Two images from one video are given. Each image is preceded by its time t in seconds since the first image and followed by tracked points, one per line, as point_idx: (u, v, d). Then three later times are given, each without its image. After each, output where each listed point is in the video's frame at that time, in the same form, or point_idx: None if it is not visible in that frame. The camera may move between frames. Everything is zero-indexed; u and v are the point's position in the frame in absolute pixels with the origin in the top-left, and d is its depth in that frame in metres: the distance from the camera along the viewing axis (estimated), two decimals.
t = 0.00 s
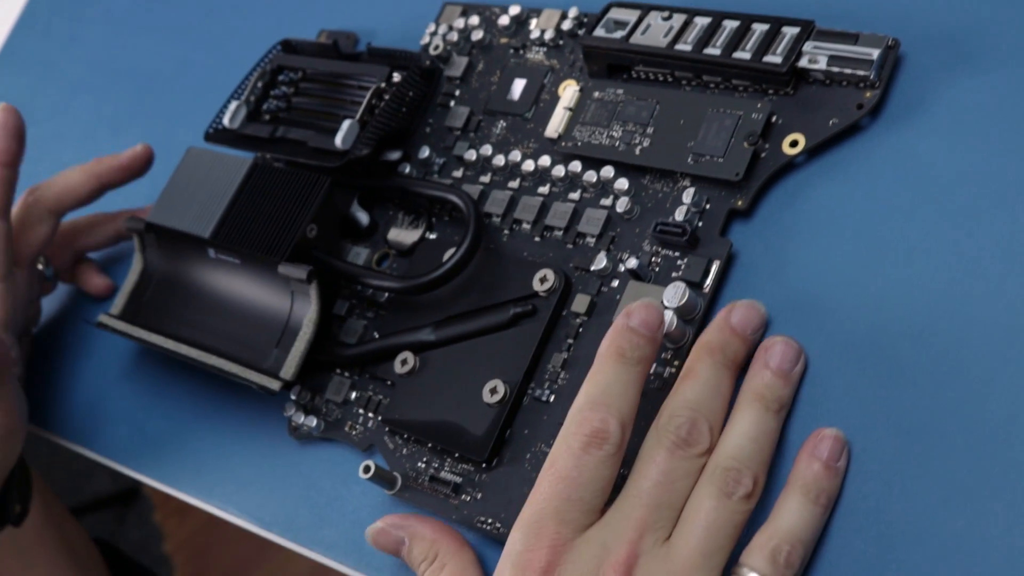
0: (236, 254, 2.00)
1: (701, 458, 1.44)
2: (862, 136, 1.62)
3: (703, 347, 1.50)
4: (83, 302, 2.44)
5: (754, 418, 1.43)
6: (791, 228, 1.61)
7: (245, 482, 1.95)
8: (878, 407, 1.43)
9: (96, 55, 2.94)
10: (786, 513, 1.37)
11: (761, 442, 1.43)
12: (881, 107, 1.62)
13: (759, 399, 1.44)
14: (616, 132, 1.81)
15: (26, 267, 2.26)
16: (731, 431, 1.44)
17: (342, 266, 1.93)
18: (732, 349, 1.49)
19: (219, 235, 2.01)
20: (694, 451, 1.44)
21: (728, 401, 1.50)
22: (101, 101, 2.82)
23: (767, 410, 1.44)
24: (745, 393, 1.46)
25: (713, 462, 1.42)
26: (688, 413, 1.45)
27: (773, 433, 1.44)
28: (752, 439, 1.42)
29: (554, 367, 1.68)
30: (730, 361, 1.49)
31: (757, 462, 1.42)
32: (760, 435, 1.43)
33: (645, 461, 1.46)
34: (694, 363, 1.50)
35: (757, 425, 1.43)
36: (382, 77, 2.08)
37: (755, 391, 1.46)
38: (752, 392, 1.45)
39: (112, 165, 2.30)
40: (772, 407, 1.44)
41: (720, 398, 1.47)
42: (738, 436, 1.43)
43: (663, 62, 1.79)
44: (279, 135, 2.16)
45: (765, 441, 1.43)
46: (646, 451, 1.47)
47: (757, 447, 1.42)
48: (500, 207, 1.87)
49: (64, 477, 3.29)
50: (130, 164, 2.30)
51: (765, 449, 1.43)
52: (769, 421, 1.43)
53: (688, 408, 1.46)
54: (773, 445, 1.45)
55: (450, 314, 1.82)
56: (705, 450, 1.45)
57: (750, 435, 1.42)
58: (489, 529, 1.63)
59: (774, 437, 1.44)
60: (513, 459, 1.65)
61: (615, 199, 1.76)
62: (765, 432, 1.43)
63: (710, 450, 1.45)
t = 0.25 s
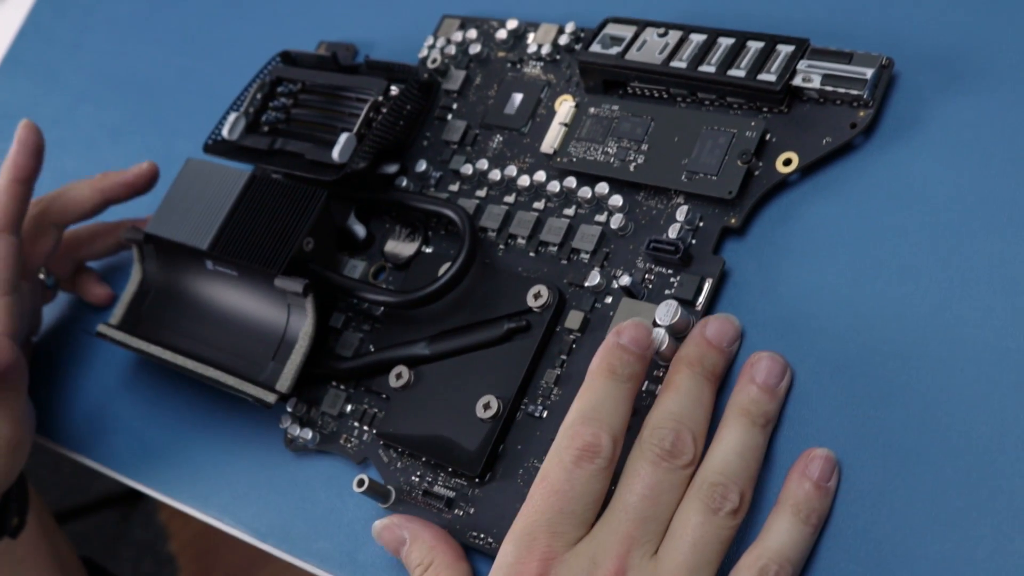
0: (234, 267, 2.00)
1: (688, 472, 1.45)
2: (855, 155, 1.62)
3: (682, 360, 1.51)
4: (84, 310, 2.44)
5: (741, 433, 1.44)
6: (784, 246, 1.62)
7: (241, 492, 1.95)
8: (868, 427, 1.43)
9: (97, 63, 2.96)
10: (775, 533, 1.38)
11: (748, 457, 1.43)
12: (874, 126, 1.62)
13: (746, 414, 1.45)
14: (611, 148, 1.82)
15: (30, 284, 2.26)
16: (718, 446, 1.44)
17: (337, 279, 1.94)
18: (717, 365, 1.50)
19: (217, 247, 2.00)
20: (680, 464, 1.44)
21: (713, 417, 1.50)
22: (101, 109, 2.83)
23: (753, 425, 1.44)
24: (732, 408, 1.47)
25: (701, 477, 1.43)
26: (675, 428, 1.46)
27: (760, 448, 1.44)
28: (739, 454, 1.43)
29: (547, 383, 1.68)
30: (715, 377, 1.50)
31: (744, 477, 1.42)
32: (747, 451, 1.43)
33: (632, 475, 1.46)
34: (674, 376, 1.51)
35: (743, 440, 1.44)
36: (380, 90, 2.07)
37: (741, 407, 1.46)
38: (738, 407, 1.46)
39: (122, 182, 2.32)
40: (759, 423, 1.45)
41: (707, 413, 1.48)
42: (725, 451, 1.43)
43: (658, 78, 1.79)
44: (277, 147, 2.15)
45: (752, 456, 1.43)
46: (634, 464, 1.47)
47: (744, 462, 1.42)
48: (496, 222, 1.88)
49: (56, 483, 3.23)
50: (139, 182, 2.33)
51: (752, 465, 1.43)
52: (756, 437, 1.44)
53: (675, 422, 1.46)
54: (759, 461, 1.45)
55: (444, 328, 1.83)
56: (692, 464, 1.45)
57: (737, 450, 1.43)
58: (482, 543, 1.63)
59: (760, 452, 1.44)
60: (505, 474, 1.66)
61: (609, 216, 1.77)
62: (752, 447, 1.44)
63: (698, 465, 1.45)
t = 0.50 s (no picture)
0: (233, 269, 2.01)
1: (681, 478, 1.45)
2: (852, 164, 1.62)
3: (676, 365, 1.51)
4: (85, 310, 2.45)
5: (731, 437, 1.44)
6: (780, 253, 1.62)
7: (238, 494, 1.96)
8: (862, 435, 1.43)
9: (101, 64, 2.97)
10: (768, 540, 1.38)
11: (739, 461, 1.43)
12: (871, 135, 1.62)
13: (736, 418, 1.45)
14: (609, 154, 1.82)
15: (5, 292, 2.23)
16: (709, 450, 1.44)
17: (335, 283, 1.95)
18: (707, 370, 1.50)
19: (216, 248, 2.00)
20: (673, 469, 1.44)
21: (704, 421, 1.50)
22: (104, 110, 2.85)
23: (743, 429, 1.44)
24: (722, 412, 1.47)
25: (692, 481, 1.43)
26: (666, 431, 1.46)
27: (751, 453, 1.44)
28: (730, 458, 1.43)
29: (542, 388, 1.69)
30: (705, 381, 1.50)
31: (736, 482, 1.42)
32: (738, 455, 1.43)
33: (625, 480, 1.46)
34: (667, 381, 1.51)
35: (734, 444, 1.44)
36: (380, 94, 2.08)
37: (731, 411, 1.47)
38: (728, 411, 1.46)
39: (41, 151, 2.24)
40: (749, 427, 1.45)
41: (698, 416, 1.48)
42: (716, 455, 1.43)
43: (656, 85, 1.80)
44: (277, 149, 2.16)
45: (743, 460, 1.43)
46: (626, 469, 1.48)
47: (735, 467, 1.42)
48: (493, 226, 1.89)
49: (57, 483, 3.22)
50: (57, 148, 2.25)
51: (743, 469, 1.43)
52: (746, 441, 1.44)
53: (666, 426, 1.47)
54: (749, 465, 1.45)
55: (441, 333, 1.83)
56: (684, 468, 1.45)
57: (728, 454, 1.43)
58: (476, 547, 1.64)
59: (751, 457, 1.45)
60: (500, 479, 1.66)
61: (606, 221, 1.77)
62: (742, 451, 1.44)
63: (689, 469, 1.45)
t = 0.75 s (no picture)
0: (232, 249, 2.02)
1: (669, 463, 1.47)
2: (846, 157, 1.64)
3: (667, 353, 1.53)
4: (86, 287, 2.47)
5: (719, 424, 1.46)
6: (772, 244, 1.63)
7: (234, 473, 1.98)
8: (848, 425, 1.45)
9: (106, 45, 2.98)
10: (753, 526, 1.40)
11: (727, 448, 1.45)
12: (865, 128, 1.64)
13: (725, 406, 1.47)
14: (605, 142, 1.84)
15: None
16: (697, 437, 1.46)
17: (332, 265, 1.97)
18: (697, 357, 1.52)
19: (217, 228, 2.00)
20: (662, 454, 1.46)
21: (693, 407, 1.52)
22: (108, 91, 2.86)
23: (732, 417, 1.46)
24: (711, 399, 1.49)
25: (679, 467, 1.45)
26: (654, 416, 1.48)
27: (738, 440, 1.46)
28: (717, 445, 1.45)
29: (534, 373, 1.71)
30: (695, 369, 1.52)
31: (722, 468, 1.44)
32: (726, 442, 1.45)
33: (613, 464, 1.49)
34: (658, 368, 1.53)
35: (722, 431, 1.46)
36: (381, 78, 2.08)
37: (720, 398, 1.48)
38: (717, 399, 1.48)
39: None
40: (737, 414, 1.47)
41: (687, 403, 1.50)
42: (704, 442, 1.45)
43: (654, 75, 1.81)
44: (279, 132, 2.18)
45: (730, 447, 1.45)
46: (615, 453, 1.50)
47: (723, 453, 1.44)
48: (490, 212, 1.91)
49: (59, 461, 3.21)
50: None
51: (731, 456, 1.45)
52: (734, 428, 1.46)
53: (655, 412, 1.49)
54: (737, 452, 1.47)
55: (436, 316, 1.85)
56: (672, 454, 1.47)
57: (715, 440, 1.45)
58: (467, 528, 1.66)
59: (738, 444, 1.47)
60: (491, 461, 1.69)
61: (601, 209, 1.78)
62: (730, 438, 1.46)
63: (677, 455, 1.47)
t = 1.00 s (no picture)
0: (234, 245, 2.04)
1: (663, 462, 1.48)
2: (843, 158, 1.65)
3: (662, 352, 1.55)
4: (90, 281, 2.49)
5: (714, 423, 1.47)
6: (769, 245, 1.65)
7: (234, 467, 2.00)
8: (841, 425, 1.47)
9: (112, 41, 3.00)
10: (748, 524, 1.41)
11: (720, 447, 1.46)
12: (862, 130, 1.65)
13: (719, 405, 1.48)
14: (605, 142, 1.85)
15: None
16: (691, 436, 1.48)
17: (333, 262, 1.98)
18: (691, 356, 1.54)
19: (219, 224, 2.03)
20: (657, 453, 1.48)
21: (688, 406, 1.54)
22: (114, 87, 2.88)
23: (726, 416, 1.48)
24: (705, 399, 1.50)
25: (674, 466, 1.46)
26: (648, 415, 1.49)
27: (732, 439, 1.48)
28: (711, 444, 1.46)
29: (532, 371, 1.72)
30: (689, 367, 1.53)
31: (716, 466, 1.45)
32: (720, 441, 1.46)
33: (608, 463, 1.50)
34: (653, 368, 1.54)
35: (716, 430, 1.47)
36: (384, 76, 2.09)
37: (715, 397, 1.50)
38: (712, 398, 1.49)
39: None
40: (731, 414, 1.48)
41: (681, 402, 1.51)
42: (698, 441, 1.47)
43: (654, 75, 1.82)
44: (282, 129, 2.19)
45: (724, 446, 1.47)
46: (610, 452, 1.51)
47: (717, 452, 1.46)
48: (490, 210, 1.92)
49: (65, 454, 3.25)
50: None
51: (724, 455, 1.47)
52: (727, 426, 1.48)
53: (649, 411, 1.50)
54: (731, 451, 1.49)
55: (435, 313, 1.87)
56: (667, 453, 1.48)
57: (709, 439, 1.46)
58: (464, 524, 1.68)
59: (732, 443, 1.48)
60: (489, 458, 1.70)
61: (600, 208, 1.80)
62: (724, 438, 1.47)
63: (672, 454, 1.49)
